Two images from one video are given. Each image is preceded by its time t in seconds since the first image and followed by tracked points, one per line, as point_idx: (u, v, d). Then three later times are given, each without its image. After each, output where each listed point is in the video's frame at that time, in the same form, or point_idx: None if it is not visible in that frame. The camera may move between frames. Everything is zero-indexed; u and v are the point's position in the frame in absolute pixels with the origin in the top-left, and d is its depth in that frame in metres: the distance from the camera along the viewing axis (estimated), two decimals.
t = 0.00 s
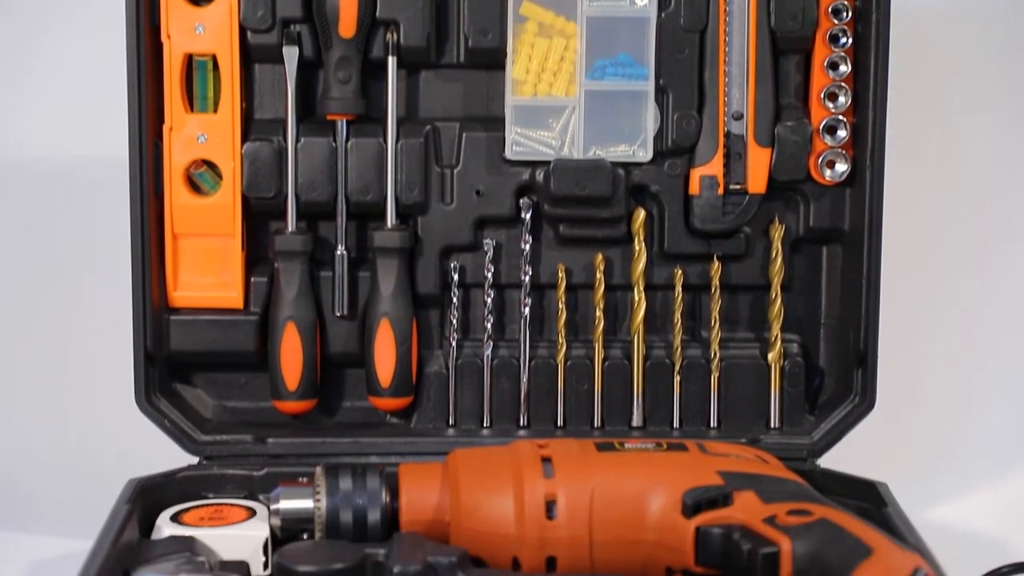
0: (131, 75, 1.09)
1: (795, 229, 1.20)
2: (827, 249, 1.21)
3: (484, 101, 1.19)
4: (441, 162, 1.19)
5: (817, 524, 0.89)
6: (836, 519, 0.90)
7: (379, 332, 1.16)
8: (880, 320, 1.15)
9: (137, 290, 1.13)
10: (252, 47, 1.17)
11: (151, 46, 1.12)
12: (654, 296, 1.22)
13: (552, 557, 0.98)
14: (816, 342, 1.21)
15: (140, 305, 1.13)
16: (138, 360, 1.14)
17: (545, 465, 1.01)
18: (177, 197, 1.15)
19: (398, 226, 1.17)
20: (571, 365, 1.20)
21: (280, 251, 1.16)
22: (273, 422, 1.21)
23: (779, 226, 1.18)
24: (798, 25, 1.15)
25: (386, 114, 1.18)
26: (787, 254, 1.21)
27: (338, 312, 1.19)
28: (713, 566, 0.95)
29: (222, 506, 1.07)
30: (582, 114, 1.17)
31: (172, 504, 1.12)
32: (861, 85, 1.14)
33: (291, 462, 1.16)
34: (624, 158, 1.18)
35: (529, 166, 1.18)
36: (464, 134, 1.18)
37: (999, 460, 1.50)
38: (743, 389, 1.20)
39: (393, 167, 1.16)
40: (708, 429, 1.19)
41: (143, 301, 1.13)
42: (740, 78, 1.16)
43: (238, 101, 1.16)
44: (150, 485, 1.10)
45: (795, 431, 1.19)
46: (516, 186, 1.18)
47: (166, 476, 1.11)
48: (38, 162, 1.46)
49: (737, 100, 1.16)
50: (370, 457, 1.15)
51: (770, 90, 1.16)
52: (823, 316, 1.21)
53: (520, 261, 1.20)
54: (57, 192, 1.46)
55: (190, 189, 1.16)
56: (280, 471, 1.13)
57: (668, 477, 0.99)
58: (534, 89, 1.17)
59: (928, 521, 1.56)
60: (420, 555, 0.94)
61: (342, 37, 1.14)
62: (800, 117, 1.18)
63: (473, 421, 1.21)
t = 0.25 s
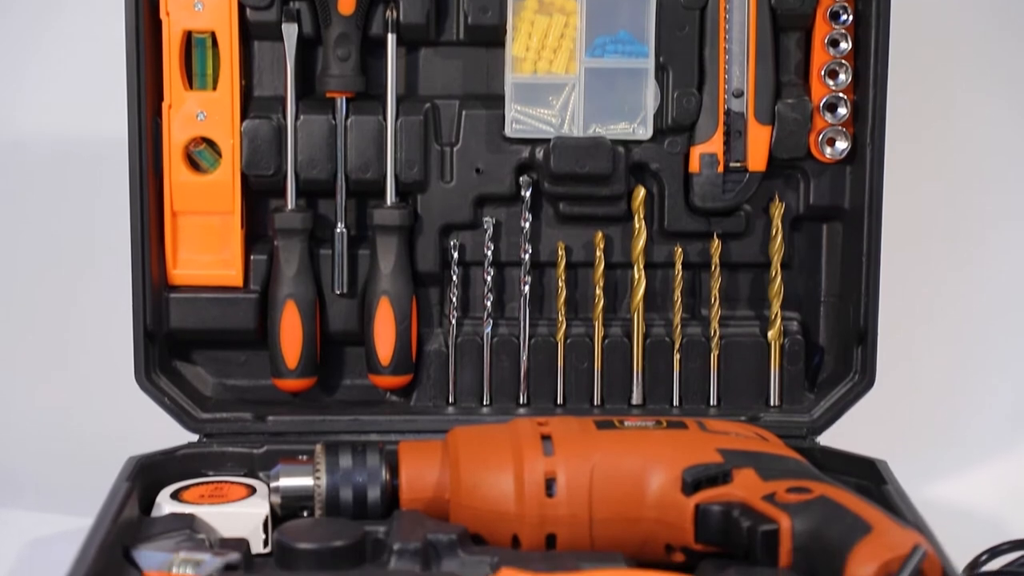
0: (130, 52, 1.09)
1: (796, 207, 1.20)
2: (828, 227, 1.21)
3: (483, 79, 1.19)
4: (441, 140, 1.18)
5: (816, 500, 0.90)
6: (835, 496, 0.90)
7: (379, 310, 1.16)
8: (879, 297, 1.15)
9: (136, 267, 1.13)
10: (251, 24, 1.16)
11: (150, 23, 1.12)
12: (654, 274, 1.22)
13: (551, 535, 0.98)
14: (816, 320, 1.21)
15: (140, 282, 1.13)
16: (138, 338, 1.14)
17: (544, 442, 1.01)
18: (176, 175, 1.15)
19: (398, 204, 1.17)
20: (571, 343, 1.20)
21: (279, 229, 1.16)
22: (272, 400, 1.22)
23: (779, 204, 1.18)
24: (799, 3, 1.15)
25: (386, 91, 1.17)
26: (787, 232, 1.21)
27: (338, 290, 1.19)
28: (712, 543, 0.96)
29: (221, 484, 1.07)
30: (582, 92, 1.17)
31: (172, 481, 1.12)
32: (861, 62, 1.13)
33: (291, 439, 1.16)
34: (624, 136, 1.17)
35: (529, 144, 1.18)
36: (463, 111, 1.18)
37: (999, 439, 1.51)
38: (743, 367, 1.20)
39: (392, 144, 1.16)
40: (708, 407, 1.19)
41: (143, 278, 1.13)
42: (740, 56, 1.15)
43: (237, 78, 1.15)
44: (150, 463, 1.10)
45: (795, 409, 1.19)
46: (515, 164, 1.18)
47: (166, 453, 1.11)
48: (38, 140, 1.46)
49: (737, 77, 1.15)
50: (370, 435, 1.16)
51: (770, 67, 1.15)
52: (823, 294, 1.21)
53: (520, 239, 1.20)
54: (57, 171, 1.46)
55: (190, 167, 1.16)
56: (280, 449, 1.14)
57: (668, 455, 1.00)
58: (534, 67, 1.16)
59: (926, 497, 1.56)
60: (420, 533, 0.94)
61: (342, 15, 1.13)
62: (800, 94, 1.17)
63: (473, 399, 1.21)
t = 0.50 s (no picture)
0: (128, 29, 1.08)
1: (795, 185, 1.20)
2: (827, 205, 1.20)
3: (483, 57, 1.18)
4: (440, 119, 1.18)
5: (816, 479, 0.90)
6: (834, 474, 0.90)
7: (378, 289, 1.16)
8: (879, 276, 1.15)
9: (136, 246, 1.12)
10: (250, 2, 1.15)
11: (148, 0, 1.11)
12: (654, 253, 1.22)
13: (550, 513, 0.98)
14: (816, 298, 1.21)
15: (140, 261, 1.13)
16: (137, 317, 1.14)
17: (544, 421, 1.01)
18: (175, 153, 1.14)
19: (397, 183, 1.16)
20: (570, 322, 1.20)
21: (279, 207, 1.15)
22: (272, 379, 1.22)
23: (779, 182, 1.18)
24: None
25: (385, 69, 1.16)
26: (787, 211, 1.20)
27: (337, 269, 1.19)
28: (711, 522, 0.97)
29: (220, 463, 1.07)
30: (581, 70, 1.17)
31: (172, 460, 1.12)
32: (861, 40, 1.13)
33: (290, 418, 1.16)
34: (623, 114, 1.17)
35: (528, 123, 1.17)
36: (462, 90, 1.17)
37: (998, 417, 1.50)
38: (742, 345, 1.20)
39: (391, 122, 1.15)
40: (707, 385, 1.20)
41: (143, 257, 1.13)
42: (740, 34, 1.15)
43: (236, 56, 1.15)
44: (150, 441, 1.10)
45: (794, 387, 1.19)
46: (515, 143, 1.18)
47: (166, 431, 1.11)
48: (36, 119, 1.46)
49: (737, 56, 1.15)
50: (370, 414, 1.16)
51: (770, 46, 1.15)
52: (822, 273, 1.21)
53: (519, 218, 1.20)
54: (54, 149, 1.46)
55: (189, 145, 1.15)
56: (279, 428, 1.14)
57: (668, 434, 1.00)
58: (534, 46, 1.16)
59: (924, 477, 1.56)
60: (419, 511, 0.94)
61: None
62: (800, 72, 1.16)
63: (472, 377, 1.21)
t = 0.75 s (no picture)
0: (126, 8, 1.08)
1: (794, 165, 1.19)
2: (826, 184, 1.20)
3: (482, 37, 1.18)
4: (439, 98, 1.17)
5: (815, 458, 0.91)
6: (833, 454, 0.91)
7: (377, 269, 1.16)
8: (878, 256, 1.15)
9: (134, 226, 1.12)
10: None
11: None
12: (653, 232, 1.22)
13: (549, 493, 0.99)
14: (816, 278, 1.21)
15: (138, 241, 1.13)
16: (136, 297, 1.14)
17: (543, 401, 1.01)
18: (174, 133, 1.14)
19: (396, 162, 1.16)
20: (569, 302, 1.20)
21: (278, 187, 1.15)
22: (271, 358, 1.22)
23: (777, 161, 1.18)
24: None
25: (384, 48, 1.16)
26: (786, 190, 1.20)
27: (336, 249, 1.18)
28: (710, 502, 0.97)
29: (220, 442, 1.08)
30: (581, 50, 1.16)
31: (172, 440, 1.12)
32: (861, 19, 1.13)
33: (289, 398, 1.16)
34: (622, 94, 1.17)
35: (527, 102, 1.17)
36: (461, 70, 1.17)
37: (998, 396, 1.50)
38: (741, 325, 1.21)
39: (390, 102, 1.15)
40: (706, 365, 1.20)
41: (141, 237, 1.13)
42: (740, 13, 1.14)
43: (234, 35, 1.14)
44: (149, 421, 1.10)
45: (793, 367, 1.19)
46: (514, 122, 1.17)
47: (165, 411, 1.12)
48: (34, 99, 1.45)
49: (736, 36, 1.14)
50: (368, 393, 1.16)
51: (770, 25, 1.14)
52: (821, 252, 1.21)
53: (519, 197, 1.20)
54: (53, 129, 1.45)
55: (187, 125, 1.15)
56: (278, 408, 1.14)
57: (667, 413, 1.00)
58: (533, 25, 1.16)
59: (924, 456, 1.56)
60: (419, 491, 0.95)
61: None
62: (799, 52, 1.16)
63: (471, 357, 1.21)
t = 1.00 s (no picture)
0: None
1: (793, 144, 1.19)
2: (825, 164, 1.20)
3: (480, 16, 1.17)
4: (437, 77, 1.17)
5: (812, 436, 0.91)
6: (831, 432, 0.91)
7: (376, 249, 1.16)
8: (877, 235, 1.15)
9: (132, 205, 1.12)
10: None
11: None
12: (651, 212, 1.21)
13: (547, 472, 0.99)
14: (814, 258, 1.21)
15: (136, 220, 1.12)
16: (134, 276, 1.14)
17: (541, 380, 1.02)
18: (171, 112, 1.13)
19: (394, 141, 1.16)
20: (567, 282, 1.20)
21: (275, 166, 1.15)
22: (269, 337, 1.22)
23: (776, 140, 1.17)
24: None
25: (381, 27, 1.15)
26: (785, 169, 1.20)
27: (334, 228, 1.18)
28: (708, 480, 0.97)
29: (218, 421, 1.08)
30: (579, 29, 1.15)
31: (170, 419, 1.12)
32: None
33: (287, 377, 1.17)
34: (621, 73, 1.16)
35: (526, 81, 1.17)
36: (459, 49, 1.16)
37: (999, 374, 1.49)
38: (739, 303, 1.21)
39: (389, 80, 1.14)
40: (704, 344, 1.20)
41: (139, 215, 1.13)
42: None
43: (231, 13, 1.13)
44: (148, 400, 1.10)
45: (791, 346, 1.19)
46: (512, 101, 1.17)
47: (163, 390, 1.12)
48: (30, 78, 1.45)
49: (736, 15, 1.14)
50: (366, 372, 1.16)
51: (769, 3, 1.14)
52: (819, 232, 1.21)
53: (517, 176, 1.19)
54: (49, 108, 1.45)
55: (185, 104, 1.14)
56: (277, 387, 1.14)
57: (665, 392, 1.00)
58: (530, 3, 1.14)
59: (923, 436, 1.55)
60: (417, 470, 0.95)
61: None
62: (799, 30, 1.16)
63: (470, 337, 1.21)
